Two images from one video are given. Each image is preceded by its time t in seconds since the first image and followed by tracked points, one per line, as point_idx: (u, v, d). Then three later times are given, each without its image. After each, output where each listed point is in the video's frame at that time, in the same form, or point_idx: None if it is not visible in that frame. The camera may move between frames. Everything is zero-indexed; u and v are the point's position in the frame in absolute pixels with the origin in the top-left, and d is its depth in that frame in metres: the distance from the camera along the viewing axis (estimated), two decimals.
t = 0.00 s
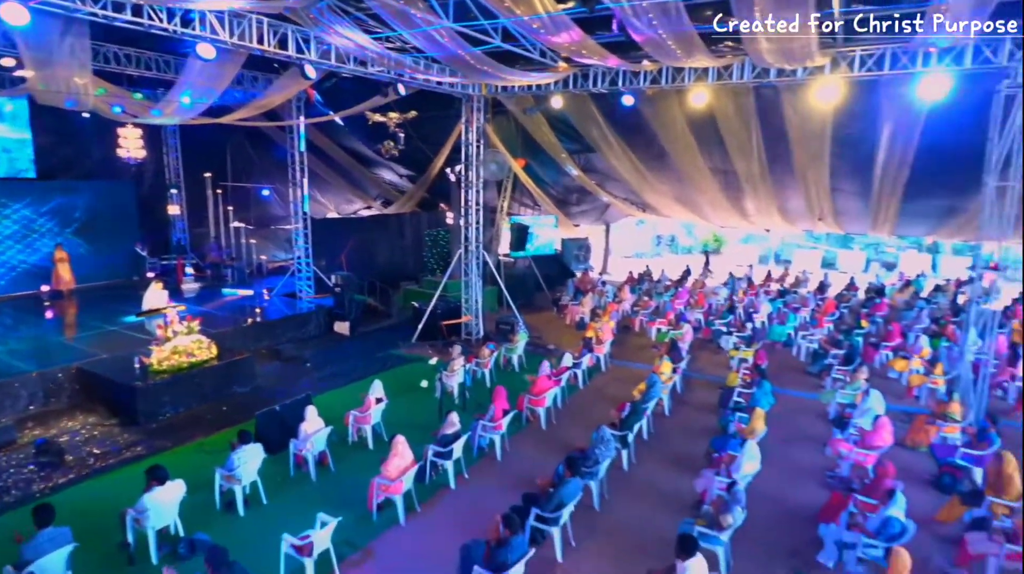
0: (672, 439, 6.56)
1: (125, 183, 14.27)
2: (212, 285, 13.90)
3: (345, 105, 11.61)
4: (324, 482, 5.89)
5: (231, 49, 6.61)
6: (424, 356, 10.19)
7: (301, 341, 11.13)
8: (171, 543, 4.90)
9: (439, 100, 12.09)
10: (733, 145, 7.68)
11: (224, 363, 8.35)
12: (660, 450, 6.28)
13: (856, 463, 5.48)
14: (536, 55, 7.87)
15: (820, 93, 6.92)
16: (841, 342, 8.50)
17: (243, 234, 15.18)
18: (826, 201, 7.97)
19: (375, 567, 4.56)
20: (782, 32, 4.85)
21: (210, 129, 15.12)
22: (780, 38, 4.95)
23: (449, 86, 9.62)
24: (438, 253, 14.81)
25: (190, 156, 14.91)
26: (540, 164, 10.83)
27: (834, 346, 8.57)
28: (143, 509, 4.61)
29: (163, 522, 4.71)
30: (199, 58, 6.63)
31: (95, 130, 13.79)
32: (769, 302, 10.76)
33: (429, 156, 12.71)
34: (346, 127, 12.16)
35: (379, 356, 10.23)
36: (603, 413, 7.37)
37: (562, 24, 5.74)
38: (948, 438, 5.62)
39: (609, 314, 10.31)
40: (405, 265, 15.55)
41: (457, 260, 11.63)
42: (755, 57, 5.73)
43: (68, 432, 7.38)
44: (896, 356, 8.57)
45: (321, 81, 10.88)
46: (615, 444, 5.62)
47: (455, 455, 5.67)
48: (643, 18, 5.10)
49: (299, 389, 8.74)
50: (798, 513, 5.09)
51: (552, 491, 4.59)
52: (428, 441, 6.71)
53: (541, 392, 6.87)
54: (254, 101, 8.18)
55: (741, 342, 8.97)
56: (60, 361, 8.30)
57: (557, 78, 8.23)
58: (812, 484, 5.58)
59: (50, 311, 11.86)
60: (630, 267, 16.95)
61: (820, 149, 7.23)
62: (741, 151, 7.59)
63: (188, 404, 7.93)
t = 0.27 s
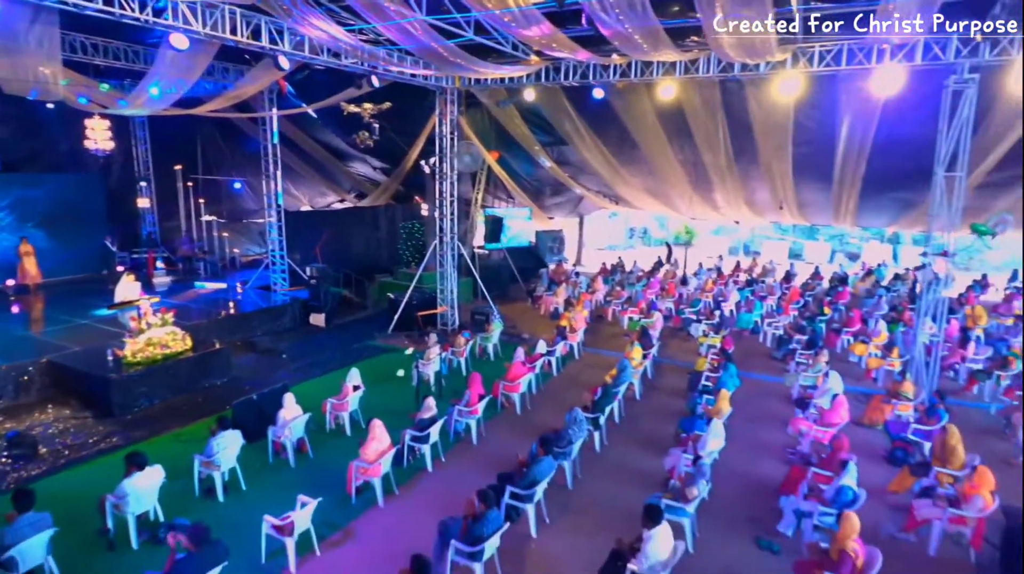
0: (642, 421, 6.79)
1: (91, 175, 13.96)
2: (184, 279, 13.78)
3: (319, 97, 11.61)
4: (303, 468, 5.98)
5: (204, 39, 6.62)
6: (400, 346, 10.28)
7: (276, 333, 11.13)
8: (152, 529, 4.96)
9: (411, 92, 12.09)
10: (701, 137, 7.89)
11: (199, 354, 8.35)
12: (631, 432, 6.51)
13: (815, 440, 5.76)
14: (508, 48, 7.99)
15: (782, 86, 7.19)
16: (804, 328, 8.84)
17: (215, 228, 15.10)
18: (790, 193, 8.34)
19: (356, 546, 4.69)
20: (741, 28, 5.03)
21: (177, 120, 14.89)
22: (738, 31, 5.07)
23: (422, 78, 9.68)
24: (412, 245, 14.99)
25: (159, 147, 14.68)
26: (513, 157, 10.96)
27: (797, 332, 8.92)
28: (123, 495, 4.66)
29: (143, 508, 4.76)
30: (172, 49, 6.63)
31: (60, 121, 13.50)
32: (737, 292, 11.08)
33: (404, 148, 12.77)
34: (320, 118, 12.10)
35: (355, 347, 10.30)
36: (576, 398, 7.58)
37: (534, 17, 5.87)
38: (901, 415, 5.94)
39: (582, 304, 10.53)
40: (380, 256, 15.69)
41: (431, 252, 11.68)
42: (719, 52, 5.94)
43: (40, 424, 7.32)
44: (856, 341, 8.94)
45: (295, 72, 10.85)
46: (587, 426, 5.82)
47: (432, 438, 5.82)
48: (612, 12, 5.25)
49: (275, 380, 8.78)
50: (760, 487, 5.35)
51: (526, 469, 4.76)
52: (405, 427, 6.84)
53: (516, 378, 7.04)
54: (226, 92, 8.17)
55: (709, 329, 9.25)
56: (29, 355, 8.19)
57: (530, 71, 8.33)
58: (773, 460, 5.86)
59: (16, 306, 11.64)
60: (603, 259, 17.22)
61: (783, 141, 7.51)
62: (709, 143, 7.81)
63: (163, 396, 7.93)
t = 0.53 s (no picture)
0: (622, 407, 6.96)
1: (68, 168, 13.87)
2: (165, 273, 13.71)
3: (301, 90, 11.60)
4: (288, 456, 6.06)
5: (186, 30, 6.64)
6: (383, 338, 10.35)
7: (259, 326, 11.14)
8: (139, 515, 5.03)
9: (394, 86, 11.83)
10: (679, 130, 8.04)
11: (183, 346, 8.36)
12: (611, 417, 6.67)
13: (787, 422, 5.97)
14: (489, 41, 8.08)
15: (756, 80, 7.37)
16: (779, 317, 9.10)
17: (196, 222, 15.01)
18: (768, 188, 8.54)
19: (342, 529, 4.79)
20: (714, 22, 5.16)
21: (152, 111, 14.72)
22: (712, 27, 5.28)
23: (404, 72, 9.71)
24: (395, 239, 15.07)
25: (138, 140, 14.48)
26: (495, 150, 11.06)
27: (773, 321, 9.14)
28: (111, 481, 4.72)
29: (130, 494, 4.83)
30: (153, 40, 6.64)
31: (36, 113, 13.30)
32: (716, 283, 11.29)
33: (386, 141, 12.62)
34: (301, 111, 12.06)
35: (339, 339, 10.35)
36: (557, 386, 7.73)
37: (512, 11, 5.98)
38: (870, 399, 6.17)
39: (564, 295, 10.68)
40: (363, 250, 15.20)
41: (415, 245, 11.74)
42: (693, 47, 6.09)
43: (22, 417, 7.30)
44: (830, 329, 9.19)
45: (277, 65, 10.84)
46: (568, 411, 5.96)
47: (417, 425, 5.92)
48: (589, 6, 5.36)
49: (259, 372, 8.82)
50: (734, 468, 5.54)
51: (507, 452, 4.88)
52: (390, 415, 6.94)
53: (499, 366, 7.17)
54: (207, 84, 8.17)
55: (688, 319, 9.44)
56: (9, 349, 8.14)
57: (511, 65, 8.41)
58: (748, 443, 6.06)
59: None
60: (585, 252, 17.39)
61: (758, 134, 7.72)
62: (687, 137, 7.96)
63: (147, 388, 7.95)
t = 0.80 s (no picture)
0: (599, 392, 7.16)
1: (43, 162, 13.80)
2: (143, 267, 13.62)
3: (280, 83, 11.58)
4: (272, 442, 6.15)
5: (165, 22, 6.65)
6: (364, 329, 10.43)
7: (240, 319, 11.15)
8: (124, 499, 5.10)
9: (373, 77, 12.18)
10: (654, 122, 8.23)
11: (164, 338, 8.37)
12: (588, 402, 6.86)
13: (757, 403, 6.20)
14: (468, 35, 8.18)
15: (727, 74, 7.48)
16: (751, 306, 9.37)
17: (175, 216, 14.94)
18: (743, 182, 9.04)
19: (326, 510, 4.91)
20: (686, 15, 5.31)
21: (127, 104, 14.37)
22: (683, 21, 5.47)
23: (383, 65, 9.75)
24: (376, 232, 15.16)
25: (113, 133, 14.24)
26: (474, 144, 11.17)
27: (746, 309, 9.41)
28: (96, 465, 4.78)
29: (116, 478, 4.90)
30: (132, 32, 6.65)
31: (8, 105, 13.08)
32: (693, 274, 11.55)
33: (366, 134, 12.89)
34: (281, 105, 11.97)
35: (321, 331, 10.41)
36: (537, 373, 7.90)
37: (489, 5, 6.11)
38: (835, 380, 6.44)
39: (544, 286, 10.86)
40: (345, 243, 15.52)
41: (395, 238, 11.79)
42: (667, 41, 6.26)
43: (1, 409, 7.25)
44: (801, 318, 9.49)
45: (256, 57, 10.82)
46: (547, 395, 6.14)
47: (399, 410, 6.05)
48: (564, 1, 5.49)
49: (241, 363, 8.86)
50: (706, 448, 5.76)
51: (487, 432, 5.03)
52: (372, 402, 7.06)
53: (479, 354, 7.32)
54: (186, 75, 8.17)
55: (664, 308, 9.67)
56: None
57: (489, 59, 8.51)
58: (720, 424, 6.29)
59: None
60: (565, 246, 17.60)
61: (730, 128, 7.94)
62: (661, 129, 8.21)
63: (127, 379, 7.94)
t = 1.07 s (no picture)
0: (574, 379, 7.34)
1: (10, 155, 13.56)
2: (116, 262, 13.48)
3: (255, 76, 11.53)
4: (252, 430, 6.21)
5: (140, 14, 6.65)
6: (341, 322, 10.49)
7: (216, 313, 11.13)
8: (105, 486, 5.14)
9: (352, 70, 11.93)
10: (627, 114, 8.46)
11: (139, 331, 8.38)
12: (563, 388, 7.04)
13: (725, 385, 6.44)
14: (444, 29, 8.28)
15: (696, 68, 7.57)
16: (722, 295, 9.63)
17: (148, 212, 15.04)
18: (717, 176, 9.52)
19: (307, 493, 5.01)
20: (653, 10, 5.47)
21: (100, 96, 14.13)
22: (653, 17, 5.66)
23: (359, 57, 9.78)
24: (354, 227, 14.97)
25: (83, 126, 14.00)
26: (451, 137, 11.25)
27: (717, 299, 9.67)
28: (77, 451, 4.83)
29: (96, 465, 4.94)
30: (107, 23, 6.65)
31: None
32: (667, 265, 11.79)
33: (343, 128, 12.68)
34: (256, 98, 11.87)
35: (298, 323, 10.45)
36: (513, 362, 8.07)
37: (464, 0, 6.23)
38: (800, 364, 6.70)
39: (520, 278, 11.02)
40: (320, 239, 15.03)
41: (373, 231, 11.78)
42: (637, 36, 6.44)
43: None
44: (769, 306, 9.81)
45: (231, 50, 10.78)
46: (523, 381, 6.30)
47: (378, 397, 6.16)
48: None
49: (218, 355, 8.88)
50: (677, 429, 5.97)
51: (464, 415, 5.17)
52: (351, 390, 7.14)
53: (456, 342, 7.44)
54: (160, 68, 8.15)
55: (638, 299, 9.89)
56: None
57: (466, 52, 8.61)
58: (690, 407, 6.51)
59: None
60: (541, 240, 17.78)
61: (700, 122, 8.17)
62: (633, 121, 8.45)
63: (103, 372, 7.93)
